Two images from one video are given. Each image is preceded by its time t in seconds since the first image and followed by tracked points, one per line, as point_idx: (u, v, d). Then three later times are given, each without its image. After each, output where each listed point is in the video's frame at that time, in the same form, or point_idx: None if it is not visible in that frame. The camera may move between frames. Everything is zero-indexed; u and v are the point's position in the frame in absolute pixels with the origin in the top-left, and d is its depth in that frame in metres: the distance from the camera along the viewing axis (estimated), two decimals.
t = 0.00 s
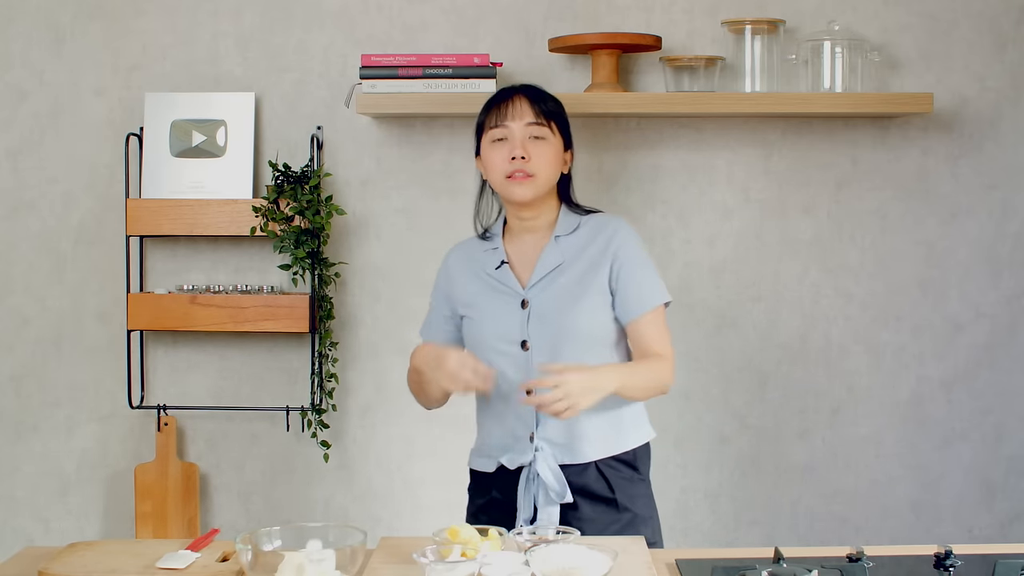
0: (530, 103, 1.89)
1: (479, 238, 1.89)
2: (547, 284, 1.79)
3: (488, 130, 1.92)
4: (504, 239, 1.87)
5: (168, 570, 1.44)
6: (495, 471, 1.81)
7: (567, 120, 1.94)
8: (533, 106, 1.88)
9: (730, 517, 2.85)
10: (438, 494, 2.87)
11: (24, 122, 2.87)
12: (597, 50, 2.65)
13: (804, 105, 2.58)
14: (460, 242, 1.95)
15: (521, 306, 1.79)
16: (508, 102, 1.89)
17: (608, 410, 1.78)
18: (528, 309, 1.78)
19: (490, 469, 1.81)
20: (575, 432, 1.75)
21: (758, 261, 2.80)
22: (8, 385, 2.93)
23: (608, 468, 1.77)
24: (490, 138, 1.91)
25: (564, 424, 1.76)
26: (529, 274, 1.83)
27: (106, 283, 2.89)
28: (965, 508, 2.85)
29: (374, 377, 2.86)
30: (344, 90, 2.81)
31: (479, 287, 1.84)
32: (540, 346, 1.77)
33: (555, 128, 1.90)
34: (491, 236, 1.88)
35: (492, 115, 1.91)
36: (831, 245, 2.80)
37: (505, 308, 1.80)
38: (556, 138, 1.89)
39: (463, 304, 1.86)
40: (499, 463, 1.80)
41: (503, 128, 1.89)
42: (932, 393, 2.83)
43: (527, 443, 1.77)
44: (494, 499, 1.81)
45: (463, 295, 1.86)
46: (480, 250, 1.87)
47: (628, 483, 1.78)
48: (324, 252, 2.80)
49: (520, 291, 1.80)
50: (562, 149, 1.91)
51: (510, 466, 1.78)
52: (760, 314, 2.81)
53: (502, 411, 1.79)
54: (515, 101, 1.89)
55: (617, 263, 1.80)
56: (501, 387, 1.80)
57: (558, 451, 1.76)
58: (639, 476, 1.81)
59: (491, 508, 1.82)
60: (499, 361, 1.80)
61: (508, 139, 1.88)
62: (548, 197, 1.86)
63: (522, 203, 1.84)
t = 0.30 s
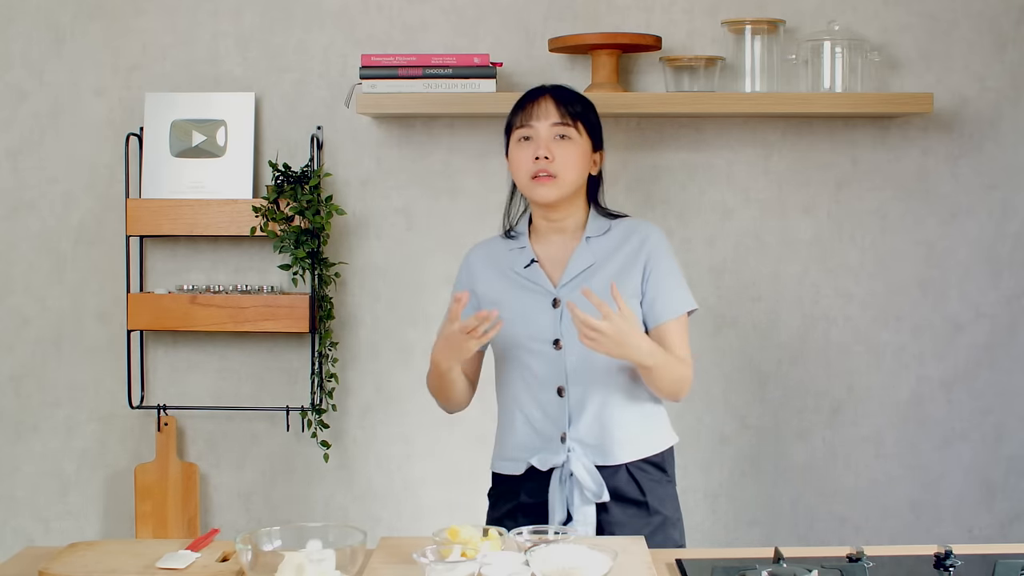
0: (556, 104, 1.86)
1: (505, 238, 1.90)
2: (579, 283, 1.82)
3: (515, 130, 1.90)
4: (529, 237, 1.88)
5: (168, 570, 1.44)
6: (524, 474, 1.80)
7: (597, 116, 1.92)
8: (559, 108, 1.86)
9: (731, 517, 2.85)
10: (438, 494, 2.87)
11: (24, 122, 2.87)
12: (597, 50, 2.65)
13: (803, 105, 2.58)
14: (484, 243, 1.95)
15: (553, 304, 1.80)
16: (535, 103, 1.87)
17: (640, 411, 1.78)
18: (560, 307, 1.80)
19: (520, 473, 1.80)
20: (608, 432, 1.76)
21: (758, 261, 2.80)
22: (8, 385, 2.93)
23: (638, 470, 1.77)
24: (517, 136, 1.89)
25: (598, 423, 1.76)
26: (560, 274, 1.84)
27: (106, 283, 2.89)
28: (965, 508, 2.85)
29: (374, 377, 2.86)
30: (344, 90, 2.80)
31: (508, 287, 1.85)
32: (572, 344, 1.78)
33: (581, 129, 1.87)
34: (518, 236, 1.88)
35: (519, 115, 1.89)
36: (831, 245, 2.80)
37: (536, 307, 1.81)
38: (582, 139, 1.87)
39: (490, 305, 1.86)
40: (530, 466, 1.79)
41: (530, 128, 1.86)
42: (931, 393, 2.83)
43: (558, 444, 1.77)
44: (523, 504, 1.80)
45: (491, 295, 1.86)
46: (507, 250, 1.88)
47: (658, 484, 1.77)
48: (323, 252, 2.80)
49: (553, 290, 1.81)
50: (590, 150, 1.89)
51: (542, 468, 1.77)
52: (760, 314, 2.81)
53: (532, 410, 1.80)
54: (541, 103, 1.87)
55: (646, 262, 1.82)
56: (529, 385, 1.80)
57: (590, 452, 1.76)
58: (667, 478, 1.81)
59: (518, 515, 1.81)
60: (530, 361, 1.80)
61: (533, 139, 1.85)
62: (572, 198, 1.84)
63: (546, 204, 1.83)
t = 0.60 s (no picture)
0: (586, 107, 1.84)
1: (515, 239, 1.88)
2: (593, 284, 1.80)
3: (540, 125, 1.87)
4: (537, 237, 1.87)
5: (168, 570, 1.44)
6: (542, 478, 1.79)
7: (623, 124, 1.89)
8: (587, 111, 1.84)
9: (731, 517, 2.85)
10: (438, 494, 2.87)
11: (24, 122, 2.87)
12: (597, 50, 2.65)
13: (804, 104, 2.58)
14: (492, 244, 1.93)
15: (566, 305, 1.79)
16: (565, 102, 1.85)
17: (657, 411, 1.78)
18: (573, 309, 1.79)
19: (537, 478, 1.79)
20: (625, 433, 1.76)
21: (758, 261, 2.81)
22: (8, 384, 2.93)
23: (657, 472, 1.77)
24: (540, 132, 1.86)
25: (615, 424, 1.76)
26: (572, 275, 1.83)
27: (106, 283, 2.89)
28: (965, 508, 2.85)
29: (374, 377, 2.86)
30: (344, 90, 2.81)
31: (520, 289, 1.83)
32: (587, 344, 1.77)
33: (604, 137, 1.85)
34: (528, 237, 1.87)
35: (547, 111, 1.86)
36: (831, 245, 2.80)
37: (550, 309, 1.80)
38: (603, 146, 1.84)
39: (502, 308, 1.85)
40: (547, 469, 1.78)
41: (554, 125, 1.84)
42: (931, 393, 2.83)
43: (576, 446, 1.76)
44: (541, 508, 1.78)
45: (502, 298, 1.84)
46: (517, 251, 1.86)
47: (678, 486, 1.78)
48: (323, 252, 2.80)
49: (566, 291, 1.80)
50: (610, 161, 1.86)
51: (560, 470, 1.76)
52: (760, 314, 2.81)
53: (548, 412, 1.79)
54: (570, 103, 1.84)
55: (658, 262, 1.83)
56: (544, 387, 1.79)
57: (608, 453, 1.76)
58: (686, 480, 1.81)
59: (536, 520, 1.79)
60: (545, 363, 1.79)
61: (555, 136, 1.83)
62: (584, 200, 1.81)
63: (557, 204, 1.80)
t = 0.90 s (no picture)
0: (594, 107, 1.84)
1: (520, 239, 1.88)
2: (597, 284, 1.80)
3: (547, 125, 1.87)
4: (543, 236, 1.87)
5: (168, 570, 1.44)
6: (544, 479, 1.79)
7: (630, 123, 1.89)
8: (596, 111, 1.83)
9: (731, 517, 2.85)
10: (438, 493, 2.87)
11: (24, 122, 2.87)
12: (597, 50, 2.65)
13: (804, 104, 2.58)
14: (498, 243, 1.93)
15: (570, 306, 1.78)
16: (572, 101, 1.84)
17: (661, 412, 1.77)
18: (578, 309, 1.78)
19: (540, 479, 1.79)
20: (629, 435, 1.75)
21: (758, 261, 2.80)
22: (8, 384, 2.92)
23: (661, 475, 1.77)
24: (546, 132, 1.86)
25: (618, 425, 1.76)
26: (577, 275, 1.83)
27: (106, 283, 2.89)
28: (965, 508, 2.85)
29: (374, 377, 2.86)
30: (344, 90, 2.81)
31: (524, 289, 1.83)
32: (591, 345, 1.76)
33: (613, 137, 1.85)
34: (534, 237, 1.87)
35: (554, 111, 1.86)
36: (831, 245, 2.80)
37: (554, 309, 1.79)
38: (612, 146, 1.84)
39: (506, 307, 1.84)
40: (550, 470, 1.78)
41: (562, 125, 1.84)
42: (931, 393, 2.83)
43: (579, 447, 1.76)
44: (544, 510, 1.79)
45: (506, 297, 1.84)
46: (523, 251, 1.86)
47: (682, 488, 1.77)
48: (323, 252, 2.80)
49: (570, 291, 1.79)
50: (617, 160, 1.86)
51: (563, 472, 1.76)
52: (760, 314, 2.81)
53: (551, 413, 1.79)
54: (578, 102, 1.84)
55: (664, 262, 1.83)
56: (548, 387, 1.79)
57: (611, 454, 1.76)
58: (690, 482, 1.81)
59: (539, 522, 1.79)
60: (549, 364, 1.79)
61: (563, 136, 1.83)
62: (593, 201, 1.82)
63: (565, 204, 1.81)
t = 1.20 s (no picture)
0: (593, 106, 1.83)
1: (519, 237, 1.87)
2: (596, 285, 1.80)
3: (546, 125, 1.87)
4: (543, 235, 1.86)
5: (168, 570, 1.44)
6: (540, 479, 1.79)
7: (630, 122, 1.89)
8: (595, 110, 1.83)
9: (731, 517, 2.85)
10: (437, 494, 2.87)
11: (24, 122, 2.87)
12: (597, 50, 2.65)
13: (804, 104, 2.58)
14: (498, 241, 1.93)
15: (569, 306, 1.78)
16: (572, 101, 1.84)
17: (657, 414, 1.77)
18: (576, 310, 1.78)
19: (535, 478, 1.79)
20: (624, 437, 1.75)
21: (758, 261, 2.80)
22: (8, 384, 2.92)
23: (657, 475, 1.77)
24: (546, 132, 1.85)
25: (614, 427, 1.75)
26: (576, 275, 1.82)
27: (106, 283, 2.89)
28: (965, 508, 2.85)
29: (374, 377, 2.86)
30: (344, 90, 2.81)
31: (523, 288, 1.83)
32: (588, 347, 1.76)
33: (612, 136, 1.84)
34: (533, 236, 1.86)
35: (553, 111, 1.86)
36: (831, 246, 2.80)
37: (552, 309, 1.79)
38: (611, 145, 1.84)
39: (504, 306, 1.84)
40: (545, 471, 1.78)
41: (561, 125, 1.83)
42: (932, 393, 2.83)
43: (574, 448, 1.76)
44: (540, 509, 1.79)
45: (504, 296, 1.84)
46: (522, 250, 1.85)
47: (678, 489, 1.78)
48: (323, 252, 2.80)
49: (569, 292, 1.79)
50: (617, 159, 1.86)
51: (558, 472, 1.76)
52: (760, 314, 2.81)
53: (547, 413, 1.78)
54: (577, 102, 1.84)
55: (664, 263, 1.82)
56: (544, 387, 1.79)
57: (606, 455, 1.76)
58: (686, 483, 1.81)
59: (535, 521, 1.80)
60: (545, 364, 1.79)
61: (563, 136, 1.82)
62: (593, 200, 1.82)
63: (565, 203, 1.81)
